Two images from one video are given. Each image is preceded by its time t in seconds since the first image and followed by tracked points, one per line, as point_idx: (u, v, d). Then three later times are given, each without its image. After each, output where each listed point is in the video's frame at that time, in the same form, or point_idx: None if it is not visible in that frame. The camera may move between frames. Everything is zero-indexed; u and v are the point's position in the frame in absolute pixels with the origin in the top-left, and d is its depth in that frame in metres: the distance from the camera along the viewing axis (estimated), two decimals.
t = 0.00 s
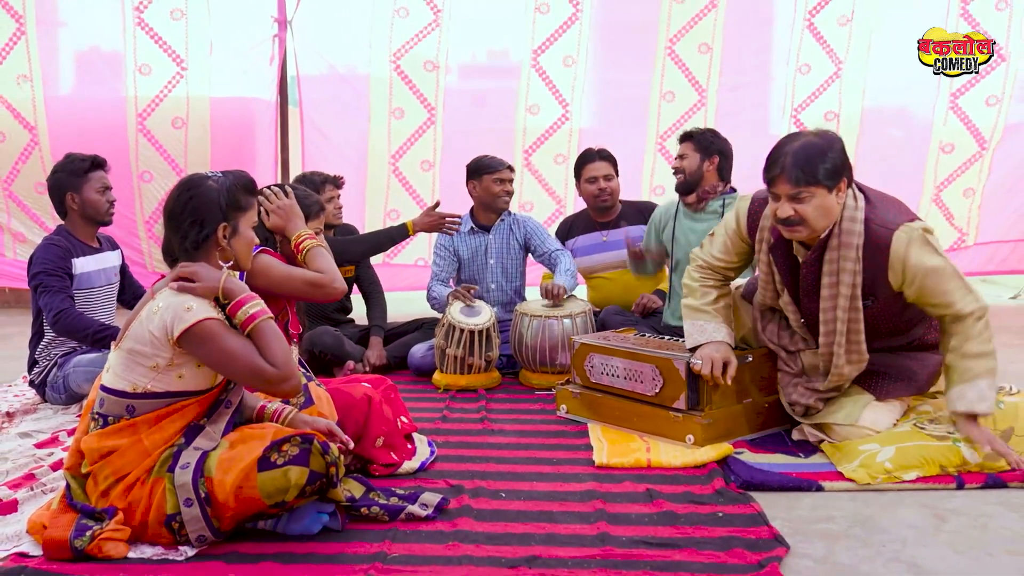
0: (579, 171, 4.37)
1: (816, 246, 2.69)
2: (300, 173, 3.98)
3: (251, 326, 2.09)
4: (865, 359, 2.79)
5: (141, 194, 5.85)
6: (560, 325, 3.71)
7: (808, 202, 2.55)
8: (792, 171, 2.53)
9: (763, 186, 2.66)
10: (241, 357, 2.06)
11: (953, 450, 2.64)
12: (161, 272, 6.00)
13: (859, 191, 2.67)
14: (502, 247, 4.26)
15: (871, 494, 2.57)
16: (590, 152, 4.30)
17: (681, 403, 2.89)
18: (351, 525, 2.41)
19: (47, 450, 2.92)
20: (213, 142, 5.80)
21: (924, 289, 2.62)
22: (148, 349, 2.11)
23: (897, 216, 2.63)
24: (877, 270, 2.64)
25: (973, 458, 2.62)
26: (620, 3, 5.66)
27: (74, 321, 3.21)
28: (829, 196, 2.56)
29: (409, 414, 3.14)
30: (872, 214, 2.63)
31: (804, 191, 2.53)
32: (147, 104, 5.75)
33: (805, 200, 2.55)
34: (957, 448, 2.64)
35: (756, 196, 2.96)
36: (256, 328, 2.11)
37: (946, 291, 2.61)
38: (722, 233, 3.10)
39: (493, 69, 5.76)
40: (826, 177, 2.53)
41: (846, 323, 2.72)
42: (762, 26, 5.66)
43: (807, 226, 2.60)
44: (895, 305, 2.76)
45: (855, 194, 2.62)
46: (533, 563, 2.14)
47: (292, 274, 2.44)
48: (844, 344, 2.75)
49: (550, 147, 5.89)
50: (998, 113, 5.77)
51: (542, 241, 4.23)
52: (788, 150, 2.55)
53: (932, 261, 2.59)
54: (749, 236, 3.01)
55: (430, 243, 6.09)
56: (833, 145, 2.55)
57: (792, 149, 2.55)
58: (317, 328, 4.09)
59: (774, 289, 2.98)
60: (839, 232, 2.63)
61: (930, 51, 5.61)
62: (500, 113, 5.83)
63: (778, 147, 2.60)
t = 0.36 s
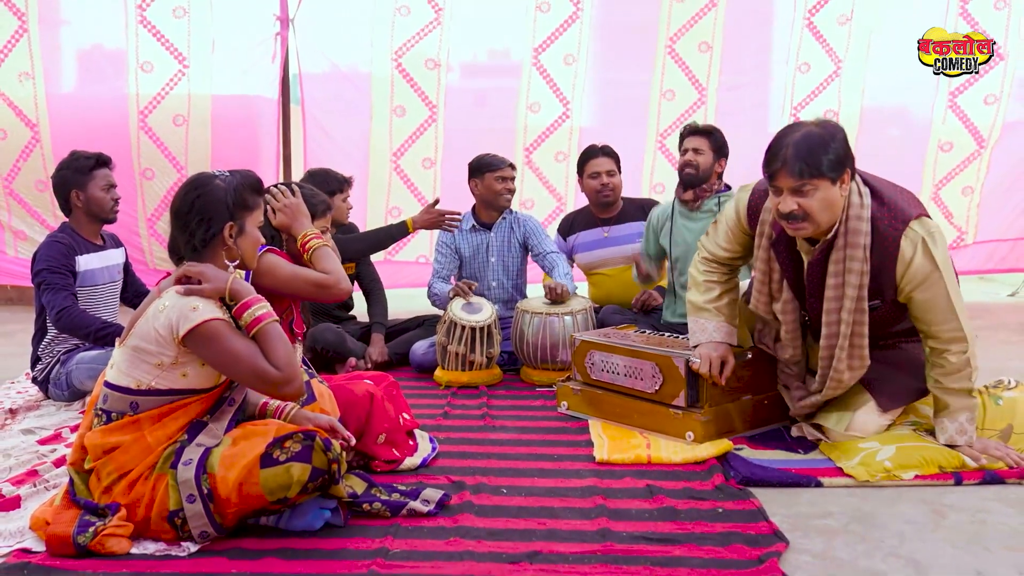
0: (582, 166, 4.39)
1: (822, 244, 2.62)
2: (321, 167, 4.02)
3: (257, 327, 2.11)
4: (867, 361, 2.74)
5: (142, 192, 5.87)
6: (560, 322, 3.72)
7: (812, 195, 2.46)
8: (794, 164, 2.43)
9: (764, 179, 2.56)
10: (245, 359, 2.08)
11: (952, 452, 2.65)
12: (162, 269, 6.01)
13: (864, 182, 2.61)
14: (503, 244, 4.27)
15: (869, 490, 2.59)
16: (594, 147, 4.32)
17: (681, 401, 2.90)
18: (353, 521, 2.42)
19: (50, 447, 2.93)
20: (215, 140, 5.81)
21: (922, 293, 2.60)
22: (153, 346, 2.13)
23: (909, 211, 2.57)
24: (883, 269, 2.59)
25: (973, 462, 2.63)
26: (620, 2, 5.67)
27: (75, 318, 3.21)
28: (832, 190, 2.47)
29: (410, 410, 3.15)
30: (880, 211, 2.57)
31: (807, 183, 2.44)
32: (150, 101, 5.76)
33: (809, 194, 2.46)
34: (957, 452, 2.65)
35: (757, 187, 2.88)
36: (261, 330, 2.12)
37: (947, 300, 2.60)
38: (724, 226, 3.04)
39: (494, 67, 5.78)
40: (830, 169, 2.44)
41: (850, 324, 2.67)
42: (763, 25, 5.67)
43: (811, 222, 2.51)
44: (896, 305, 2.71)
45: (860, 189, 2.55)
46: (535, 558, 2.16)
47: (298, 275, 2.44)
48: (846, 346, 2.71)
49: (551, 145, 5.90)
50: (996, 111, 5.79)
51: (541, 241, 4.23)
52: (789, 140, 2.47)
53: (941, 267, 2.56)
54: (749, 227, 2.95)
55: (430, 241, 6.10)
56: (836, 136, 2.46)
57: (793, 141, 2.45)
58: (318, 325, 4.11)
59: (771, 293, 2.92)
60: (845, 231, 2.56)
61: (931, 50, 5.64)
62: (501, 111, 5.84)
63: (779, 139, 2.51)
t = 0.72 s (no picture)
0: (583, 163, 4.41)
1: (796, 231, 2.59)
2: (327, 163, 4.00)
3: (262, 333, 2.12)
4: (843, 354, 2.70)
5: (144, 190, 5.87)
6: (561, 320, 3.73)
7: (786, 179, 2.45)
8: (768, 148, 2.43)
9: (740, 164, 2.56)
10: (248, 364, 2.08)
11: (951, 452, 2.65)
12: (163, 267, 6.01)
13: (841, 169, 2.56)
14: (505, 241, 4.27)
15: (869, 487, 2.60)
16: (596, 144, 4.34)
17: (681, 399, 2.91)
18: (354, 518, 2.42)
19: (52, 444, 2.93)
20: (216, 138, 5.81)
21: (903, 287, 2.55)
22: (156, 345, 2.13)
23: (886, 198, 2.52)
24: (855, 261, 2.55)
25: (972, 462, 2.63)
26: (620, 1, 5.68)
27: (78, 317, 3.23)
28: (807, 175, 2.45)
29: (411, 408, 3.15)
30: (855, 201, 2.52)
31: (781, 167, 2.43)
32: (152, 100, 5.77)
33: (782, 177, 2.44)
34: (955, 453, 2.64)
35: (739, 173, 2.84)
36: (267, 336, 2.13)
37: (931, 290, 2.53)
38: (716, 210, 3.00)
39: (494, 65, 5.78)
40: (806, 154, 2.43)
41: (823, 312, 2.63)
42: (763, 23, 5.68)
43: (784, 207, 2.49)
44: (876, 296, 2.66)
45: (836, 175, 2.52)
46: (535, 555, 2.16)
47: (299, 272, 2.46)
48: (819, 333, 2.66)
49: (551, 143, 5.90)
50: (997, 109, 5.78)
51: (545, 238, 4.27)
52: (765, 124, 2.47)
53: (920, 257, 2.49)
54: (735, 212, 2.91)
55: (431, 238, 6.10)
56: (812, 121, 2.46)
57: (768, 124, 2.46)
58: (319, 323, 4.11)
59: (746, 282, 2.84)
60: (819, 219, 2.52)
61: (931, 51, 5.64)
62: (502, 109, 5.85)
63: (755, 123, 2.51)
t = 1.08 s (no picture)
0: (584, 160, 4.41)
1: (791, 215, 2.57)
2: (330, 163, 4.06)
3: (266, 334, 2.12)
4: (831, 338, 2.66)
5: (146, 188, 5.86)
6: (560, 318, 3.73)
7: (782, 162, 2.40)
8: (764, 131, 2.38)
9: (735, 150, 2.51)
10: (249, 365, 2.08)
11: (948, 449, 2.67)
12: (162, 265, 6.00)
13: (836, 155, 2.55)
14: (507, 237, 4.27)
15: (869, 485, 2.60)
16: (597, 141, 4.35)
17: (681, 396, 2.91)
18: (354, 516, 2.42)
19: (52, 442, 2.93)
20: (218, 136, 5.81)
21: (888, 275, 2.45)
22: (157, 340, 2.13)
23: (879, 180, 2.50)
24: (846, 246, 2.51)
25: (966, 450, 2.66)
26: None
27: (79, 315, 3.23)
28: (803, 159, 2.41)
29: (411, 405, 3.15)
30: (850, 186, 2.50)
31: (778, 150, 2.38)
32: (154, 97, 5.76)
33: (779, 160, 2.40)
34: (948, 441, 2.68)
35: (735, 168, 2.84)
36: (269, 338, 2.13)
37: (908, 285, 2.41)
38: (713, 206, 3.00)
39: (494, 63, 5.77)
40: (802, 137, 2.39)
41: (811, 295, 2.59)
42: (763, 21, 5.68)
43: (781, 191, 2.45)
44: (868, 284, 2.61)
45: (832, 162, 2.49)
46: (535, 553, 2.16)
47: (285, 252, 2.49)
48: (809, 318, 2.62)
49: (551, 141, 5.90)
50: (997, 108, 5.79)
51: (548, 233, 4.27)
52: (761, 106, 2.41)
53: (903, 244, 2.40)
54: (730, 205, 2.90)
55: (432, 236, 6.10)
56: (808, 104, 2.40)
57: (764, 106, 2.40)
58: (319, 320, 4.11)
59: (739, 274, 2.80)
60: (812, 202, 2.49)
61: (931, 50, 5.65)
62: (502, 107, 5.84)
63: (751, 106, 2.46)
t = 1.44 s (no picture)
0: (584, 159, 4.42)
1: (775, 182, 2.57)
2: (322, 160, 4.08)
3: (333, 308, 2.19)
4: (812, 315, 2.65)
5: (148, 185, 5.86)
6: (561, 316, 3.73)
7: (766, 132, 2.40)
8: (750, 99, 2.35)
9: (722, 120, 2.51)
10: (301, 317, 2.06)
11: (949, 447, 2.67)
12: (162, 263, 5.99)
13: (827, 129, 2.53)
14: (507, 235, 4.27)
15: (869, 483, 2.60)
16: (596, 141, 4.34)
17: (681, 393, 2.90)
18: (354, 514, 2.43)
19: (52, 440, 2.93)
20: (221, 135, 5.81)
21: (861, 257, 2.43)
22: (173, 335, 2.13)
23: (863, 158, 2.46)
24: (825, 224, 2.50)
25: (963, 448, 2.67)
26: None
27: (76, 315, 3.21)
28: (790, 129, 2.40)
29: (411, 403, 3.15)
30: (835, 165, 2.48)
31: (762, 119, 2.38)
32: (157, 96, 5.76)
33: (763, 130, 2.40)
34: (944, 439, 2.69)
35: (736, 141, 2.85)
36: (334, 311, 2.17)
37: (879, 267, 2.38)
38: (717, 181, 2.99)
39: (494, 61, 5.77)
40: (791, 107, 2.37)
41: (792, 268, 2.59)
42: (763, 20, 5.68)
43: (765, 159, 2.45)
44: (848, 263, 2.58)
45: (820, 134, 2.48)
46: (535, 551, 2.16)
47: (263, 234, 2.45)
48: (789, 291, 2.63)
49: (551, 139, 5.90)
50: (997, 106, 5.79)
51: (547, 230, 4.24)
52: (749, 74, 2.41)
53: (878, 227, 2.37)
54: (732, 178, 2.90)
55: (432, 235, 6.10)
56: (798, 74, 2.38)
57: (752, 74, 2.39)
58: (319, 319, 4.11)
59: (732, 244, 2.79)
60: (797, 173, 2.50)
61: (931, 50, 5.66)
62: (502, 105, 5.84)
63: (741, 73, 2.45)
